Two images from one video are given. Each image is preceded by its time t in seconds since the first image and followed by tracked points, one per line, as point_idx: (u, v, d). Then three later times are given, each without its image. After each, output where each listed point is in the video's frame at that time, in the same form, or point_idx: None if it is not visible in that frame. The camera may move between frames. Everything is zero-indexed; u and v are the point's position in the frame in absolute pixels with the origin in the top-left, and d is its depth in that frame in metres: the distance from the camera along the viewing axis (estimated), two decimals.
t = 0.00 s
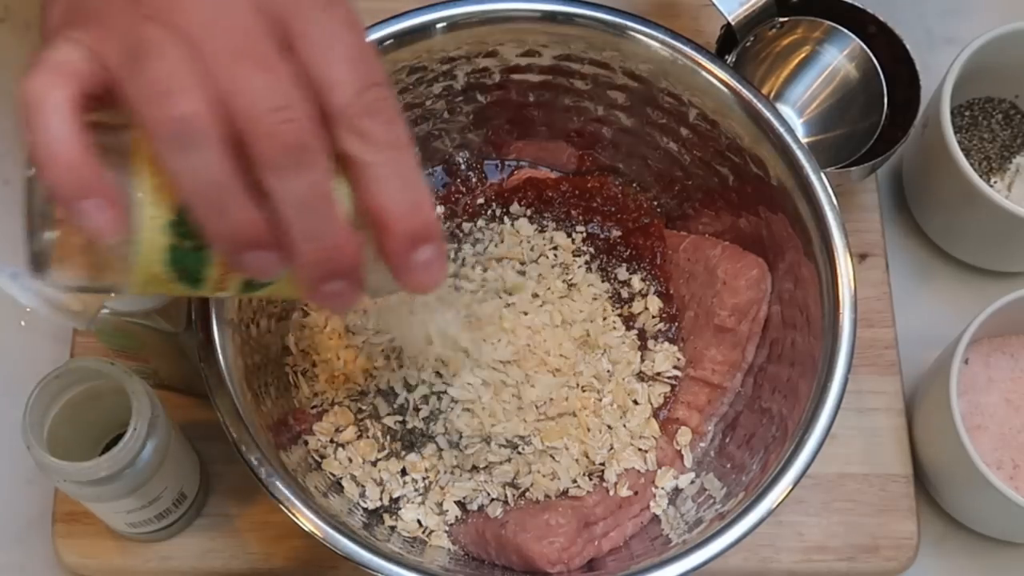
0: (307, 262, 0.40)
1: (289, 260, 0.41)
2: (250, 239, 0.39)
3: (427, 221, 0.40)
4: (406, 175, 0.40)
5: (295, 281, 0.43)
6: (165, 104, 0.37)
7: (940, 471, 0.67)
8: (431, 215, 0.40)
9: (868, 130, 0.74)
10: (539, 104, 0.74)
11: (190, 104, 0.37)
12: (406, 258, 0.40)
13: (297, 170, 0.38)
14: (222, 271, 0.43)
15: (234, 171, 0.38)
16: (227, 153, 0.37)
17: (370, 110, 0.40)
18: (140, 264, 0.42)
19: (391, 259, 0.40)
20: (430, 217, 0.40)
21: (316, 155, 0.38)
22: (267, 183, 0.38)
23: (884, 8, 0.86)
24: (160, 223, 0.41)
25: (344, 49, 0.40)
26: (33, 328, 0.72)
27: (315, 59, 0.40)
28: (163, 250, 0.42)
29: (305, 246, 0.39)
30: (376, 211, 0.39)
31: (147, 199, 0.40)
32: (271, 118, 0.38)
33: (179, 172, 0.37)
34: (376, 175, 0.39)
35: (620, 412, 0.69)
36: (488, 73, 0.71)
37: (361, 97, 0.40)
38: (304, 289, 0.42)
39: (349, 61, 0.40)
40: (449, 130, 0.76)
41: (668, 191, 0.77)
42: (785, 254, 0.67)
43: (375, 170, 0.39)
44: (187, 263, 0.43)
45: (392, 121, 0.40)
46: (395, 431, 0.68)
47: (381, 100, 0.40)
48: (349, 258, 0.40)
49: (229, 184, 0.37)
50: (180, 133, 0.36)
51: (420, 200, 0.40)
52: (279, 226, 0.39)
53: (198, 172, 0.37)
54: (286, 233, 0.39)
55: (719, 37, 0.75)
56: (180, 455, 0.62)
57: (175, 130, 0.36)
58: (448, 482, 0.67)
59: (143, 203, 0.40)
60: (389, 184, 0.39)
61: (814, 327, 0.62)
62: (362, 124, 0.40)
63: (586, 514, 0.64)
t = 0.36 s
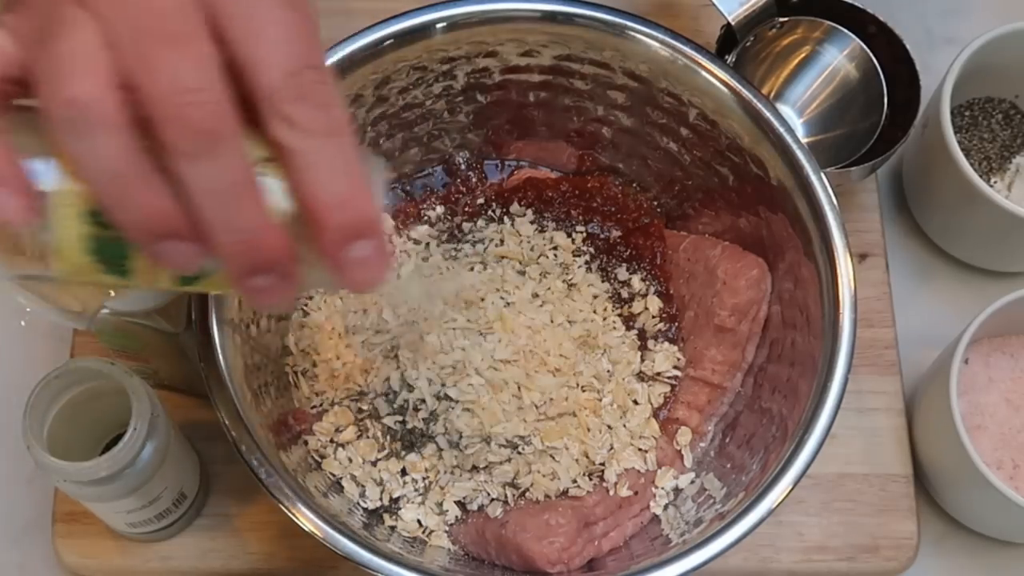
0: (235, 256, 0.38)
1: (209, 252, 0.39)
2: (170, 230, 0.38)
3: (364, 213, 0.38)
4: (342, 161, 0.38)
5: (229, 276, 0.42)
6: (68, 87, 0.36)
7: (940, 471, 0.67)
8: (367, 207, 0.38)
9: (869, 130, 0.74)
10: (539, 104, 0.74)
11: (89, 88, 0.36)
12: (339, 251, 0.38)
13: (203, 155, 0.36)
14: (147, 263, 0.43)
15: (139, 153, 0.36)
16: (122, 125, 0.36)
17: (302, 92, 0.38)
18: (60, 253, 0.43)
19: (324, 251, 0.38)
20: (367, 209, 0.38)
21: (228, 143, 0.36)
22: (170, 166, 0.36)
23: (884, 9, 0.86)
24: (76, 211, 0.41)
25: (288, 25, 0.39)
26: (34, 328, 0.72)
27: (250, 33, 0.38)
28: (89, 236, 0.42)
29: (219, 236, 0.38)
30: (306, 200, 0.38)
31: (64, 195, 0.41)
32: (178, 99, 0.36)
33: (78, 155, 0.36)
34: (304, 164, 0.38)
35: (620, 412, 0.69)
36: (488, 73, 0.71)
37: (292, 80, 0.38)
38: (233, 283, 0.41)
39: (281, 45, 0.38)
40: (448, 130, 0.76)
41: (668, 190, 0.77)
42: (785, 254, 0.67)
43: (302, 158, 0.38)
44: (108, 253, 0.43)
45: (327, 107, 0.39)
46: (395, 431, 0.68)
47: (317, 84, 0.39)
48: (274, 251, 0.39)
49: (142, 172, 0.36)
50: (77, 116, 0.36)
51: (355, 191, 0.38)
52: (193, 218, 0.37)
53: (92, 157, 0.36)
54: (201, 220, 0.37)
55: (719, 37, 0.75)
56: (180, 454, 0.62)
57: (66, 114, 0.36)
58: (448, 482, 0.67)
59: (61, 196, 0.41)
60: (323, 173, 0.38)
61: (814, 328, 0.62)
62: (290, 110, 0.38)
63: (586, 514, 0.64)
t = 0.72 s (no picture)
0: (271, 238, 0.37)
1: (233, 237, 0.39)
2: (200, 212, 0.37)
3: (391, 194, 0.37)
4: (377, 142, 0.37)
5: (250, 259, 0.41)
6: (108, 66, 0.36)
7: (941, 471, 0.67)
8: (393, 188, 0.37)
9: (869, 131, 0.74)
10: (539, 104, 0.74)
11: (124, 65, 0.36)
12: (364, 233, 0.37)
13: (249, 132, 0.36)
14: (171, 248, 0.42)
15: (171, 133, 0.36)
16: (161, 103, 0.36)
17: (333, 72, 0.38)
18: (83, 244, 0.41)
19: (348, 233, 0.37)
20: (395, 189, 0.37)
21: (264, 120, 0.36)
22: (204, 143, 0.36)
23: (884, 9, 0.86)
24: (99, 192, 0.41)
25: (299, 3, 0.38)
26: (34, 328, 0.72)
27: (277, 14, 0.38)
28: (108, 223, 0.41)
29: (250, 217, 0.37)
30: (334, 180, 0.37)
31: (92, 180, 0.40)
32: (214, 79, 0.36)
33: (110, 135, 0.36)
34: (335, 143, 0.37)
35: (620, 412, 0.69)
36: (488, 73, 0.71)
37: (321, 63, 0.38)
38: (256, 269, 0.40)
39: (311, 23, 0.38)
40: (448, 130, 0.76)
41: (668, 190, 0.77)
42: (785, 254, 0.67)
43: (335, 137, 0.37)
44: (131, 239, 0.41)
45: (358, 89, 0.38)
46: (395, 431, 0.68)
47: (347, 66, 0.38)
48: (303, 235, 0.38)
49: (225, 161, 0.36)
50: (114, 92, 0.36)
51: (383, 173, 0.37)
52: (222, 197, 0.37)
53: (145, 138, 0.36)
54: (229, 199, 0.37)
55: (719, 37, 0.75)
56: (181, 454, 0.62)
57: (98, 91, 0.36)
58: (448, 482, 0.67)
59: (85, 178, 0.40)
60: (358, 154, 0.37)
61: (814, 327, 0.62)
62: (320, 89, 0.37)
63: (586, 514, 0.64)
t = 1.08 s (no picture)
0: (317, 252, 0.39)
1: (281, 245, 0.40)
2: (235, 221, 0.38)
3: (425, 203, 0.39)
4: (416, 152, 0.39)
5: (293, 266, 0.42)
6: (159, 87, 0.36)
7: (941, 471, 0.67)
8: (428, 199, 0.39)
9: (868, 131, 0.74)
10: (539, 104, 0.74)
11: (180, 87, 0.36)
12: (401, 242, 0.39)
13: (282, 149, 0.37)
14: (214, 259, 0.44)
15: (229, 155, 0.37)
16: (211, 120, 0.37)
17: (372, 90, 0.39)
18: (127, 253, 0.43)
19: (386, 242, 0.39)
20: (427, 199, 0.39)
21: (308, 136, 0.37)
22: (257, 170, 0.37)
23: (884, 9, 0.86)
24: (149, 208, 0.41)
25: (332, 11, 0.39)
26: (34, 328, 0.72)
27: (311, 43, 0.38)
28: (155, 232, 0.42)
29: (296, 229, 0.38)
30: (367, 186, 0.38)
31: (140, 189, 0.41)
32: (265, 97, 0.37)
33: (167, 155, 0.37)
34: (374, 156, 0.38)
35: (621, 412, 0.69)
36: (488, 73, 0.71)
37: (360, 78, 0.39)
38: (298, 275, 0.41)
39: (345, 35, 0.39)
40: (448, 130, 0.76)
41: (668, 190, 0.77)
42: (785, 254, 0.67)
43: (373, 150, 0.38)
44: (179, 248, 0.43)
45: (391, 103, 0.39)
46: (395, 431, 0.68)
47: (381, 83, 0.39)
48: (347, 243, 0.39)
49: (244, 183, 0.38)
50: (169, 115, 0.36)
51: (418, 183, 0.39)
52: (269, 210, 0.38)
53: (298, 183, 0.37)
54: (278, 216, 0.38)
55: (719, 37, 0.75)
56: (181, 454, 0.62)
57: (159, 112, 0.36)
58: (448, 482, 0.67)
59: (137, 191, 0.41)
60: (400, 163, 0.39)
61: (814, 328, 0.62)
62: (360, 106, 0.39)
63: (586, 514, 0.64)
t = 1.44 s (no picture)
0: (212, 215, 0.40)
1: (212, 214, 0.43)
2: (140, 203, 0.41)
3: (297, 142, 0.36)
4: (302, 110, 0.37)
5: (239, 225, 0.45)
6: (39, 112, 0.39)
7: (941, 471, 0.67)
8: (304, 136, 0.36)
9: (869, 131, 0.74)
10: (539, 104, 0.74)
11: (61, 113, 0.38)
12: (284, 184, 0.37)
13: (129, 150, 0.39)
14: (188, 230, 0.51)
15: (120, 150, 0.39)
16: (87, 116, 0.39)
17: (207, 36, 0.36)
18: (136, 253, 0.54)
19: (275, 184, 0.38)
20: (301, 136, 0.36)
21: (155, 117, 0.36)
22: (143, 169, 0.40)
23: (884, 9, 0.86)
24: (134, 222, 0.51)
25: None
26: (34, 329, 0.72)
27: None
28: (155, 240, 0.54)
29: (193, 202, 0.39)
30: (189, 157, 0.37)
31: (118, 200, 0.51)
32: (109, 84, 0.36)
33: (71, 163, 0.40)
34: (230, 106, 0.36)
35: (620, 412, 0.69)
36: (488, 73, 0.71)
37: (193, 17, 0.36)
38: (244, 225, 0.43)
39: None
40: (448, 130, 0.76)
41: (668, 190, 0.77)
42: (786, 254, 0.67)
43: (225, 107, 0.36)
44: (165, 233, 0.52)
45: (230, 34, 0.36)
46: (395, 430, 0.68)
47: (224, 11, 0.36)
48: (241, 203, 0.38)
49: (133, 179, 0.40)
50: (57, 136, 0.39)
51: (287, 122, 0.36)
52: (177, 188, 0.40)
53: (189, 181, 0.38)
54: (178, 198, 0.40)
55: (719, 37, 0.75)
56: (181, 454, 0.62)
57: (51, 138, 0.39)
58: (448, 482, 0.67)
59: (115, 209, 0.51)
60: (257, 101, 0.36)
61: (814, 327, 0.62)
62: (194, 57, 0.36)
63: (586, 514, 0.64)
